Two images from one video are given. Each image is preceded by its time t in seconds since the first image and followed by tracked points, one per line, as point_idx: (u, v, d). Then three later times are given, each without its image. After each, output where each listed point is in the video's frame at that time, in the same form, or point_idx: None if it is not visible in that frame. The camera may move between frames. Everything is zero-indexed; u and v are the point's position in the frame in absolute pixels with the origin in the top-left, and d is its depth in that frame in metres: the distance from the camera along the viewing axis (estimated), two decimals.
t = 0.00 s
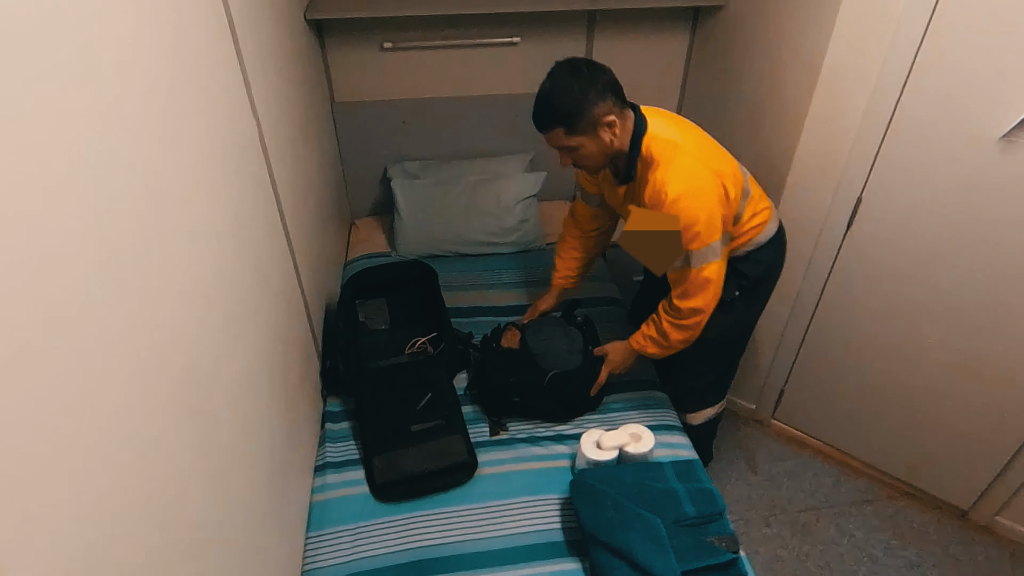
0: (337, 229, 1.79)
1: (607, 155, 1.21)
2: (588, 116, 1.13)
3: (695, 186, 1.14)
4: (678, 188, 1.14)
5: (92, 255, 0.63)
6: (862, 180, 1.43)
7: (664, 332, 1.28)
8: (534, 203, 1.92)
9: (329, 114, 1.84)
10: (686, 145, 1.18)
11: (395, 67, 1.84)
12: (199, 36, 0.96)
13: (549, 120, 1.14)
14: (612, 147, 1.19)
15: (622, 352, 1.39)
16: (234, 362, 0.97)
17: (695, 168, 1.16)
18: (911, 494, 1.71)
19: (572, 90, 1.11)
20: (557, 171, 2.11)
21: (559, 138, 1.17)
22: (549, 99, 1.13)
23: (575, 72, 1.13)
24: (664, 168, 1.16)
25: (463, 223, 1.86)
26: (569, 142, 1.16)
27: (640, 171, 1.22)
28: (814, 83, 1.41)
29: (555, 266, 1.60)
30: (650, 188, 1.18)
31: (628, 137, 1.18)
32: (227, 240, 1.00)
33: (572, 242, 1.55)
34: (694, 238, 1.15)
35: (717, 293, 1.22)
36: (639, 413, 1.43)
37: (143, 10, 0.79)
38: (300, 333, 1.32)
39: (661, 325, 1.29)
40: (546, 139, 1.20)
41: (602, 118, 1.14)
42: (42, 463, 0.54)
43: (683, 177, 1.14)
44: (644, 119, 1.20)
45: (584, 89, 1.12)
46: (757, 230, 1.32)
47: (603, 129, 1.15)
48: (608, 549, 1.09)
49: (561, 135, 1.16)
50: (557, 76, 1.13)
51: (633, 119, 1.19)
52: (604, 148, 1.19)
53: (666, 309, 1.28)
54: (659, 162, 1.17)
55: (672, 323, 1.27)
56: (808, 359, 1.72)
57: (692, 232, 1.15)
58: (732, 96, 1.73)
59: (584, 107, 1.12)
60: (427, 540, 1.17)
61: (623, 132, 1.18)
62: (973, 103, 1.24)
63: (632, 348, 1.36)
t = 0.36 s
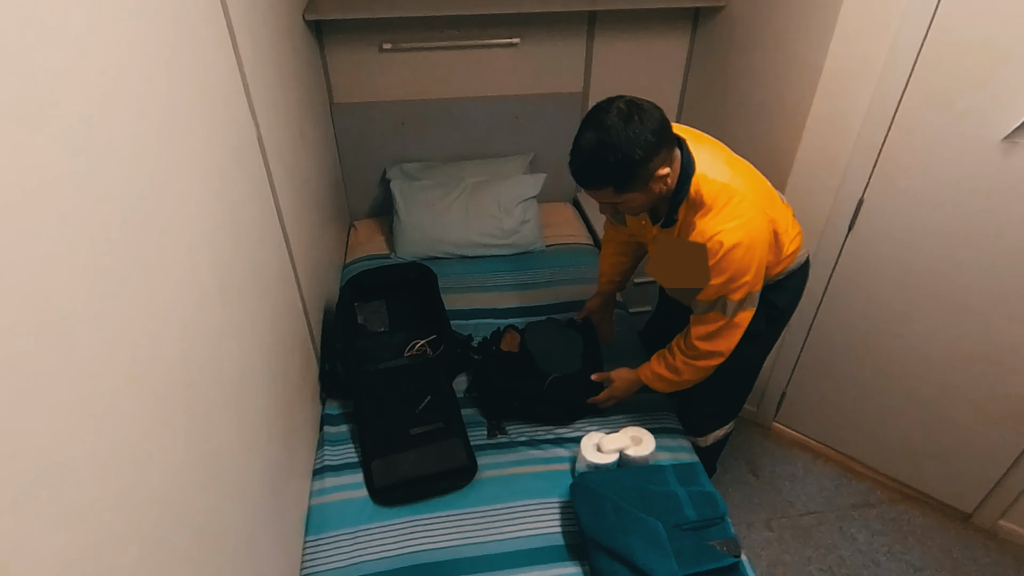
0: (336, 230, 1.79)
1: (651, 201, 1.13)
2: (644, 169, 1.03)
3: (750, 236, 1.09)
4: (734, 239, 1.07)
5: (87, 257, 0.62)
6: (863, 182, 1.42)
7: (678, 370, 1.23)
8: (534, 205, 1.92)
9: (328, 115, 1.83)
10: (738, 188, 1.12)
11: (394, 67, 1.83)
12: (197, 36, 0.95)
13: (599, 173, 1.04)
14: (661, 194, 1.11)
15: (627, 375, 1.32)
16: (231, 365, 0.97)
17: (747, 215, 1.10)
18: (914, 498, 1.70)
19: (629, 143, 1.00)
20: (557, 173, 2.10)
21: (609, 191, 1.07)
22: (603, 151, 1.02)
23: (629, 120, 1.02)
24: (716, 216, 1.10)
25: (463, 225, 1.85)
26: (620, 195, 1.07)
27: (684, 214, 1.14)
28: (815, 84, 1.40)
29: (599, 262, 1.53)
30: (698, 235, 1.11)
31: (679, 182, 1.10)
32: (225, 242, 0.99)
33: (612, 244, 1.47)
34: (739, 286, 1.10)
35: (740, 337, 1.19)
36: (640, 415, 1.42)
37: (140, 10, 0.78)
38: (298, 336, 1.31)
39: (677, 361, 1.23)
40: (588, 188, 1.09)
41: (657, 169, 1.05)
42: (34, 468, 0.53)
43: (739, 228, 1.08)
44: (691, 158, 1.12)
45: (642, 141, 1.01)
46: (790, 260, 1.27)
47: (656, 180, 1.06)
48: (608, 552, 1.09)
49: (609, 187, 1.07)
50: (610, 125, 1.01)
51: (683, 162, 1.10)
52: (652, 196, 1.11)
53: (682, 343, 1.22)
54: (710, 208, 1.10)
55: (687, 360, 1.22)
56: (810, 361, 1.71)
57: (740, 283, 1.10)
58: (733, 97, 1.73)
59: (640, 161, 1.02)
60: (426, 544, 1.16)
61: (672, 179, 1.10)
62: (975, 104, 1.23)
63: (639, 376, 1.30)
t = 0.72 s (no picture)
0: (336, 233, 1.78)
1: (650, 197, 1.12)
2: (643, 165, 1.02)
3: (751, 235, 1.08)
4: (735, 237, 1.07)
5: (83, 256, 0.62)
6: (865, 183, 1.42)
7: (672, 371, 1.22)
8: (534, 206, 1.91)
9: (327, 116, 1.83)
10: (741, 187, 1.11)
11: (394, 69, 1.83)
12: (194, 36, 0.94)
13: (597, 167, 1.03)
14: (660, 191, 1.10)
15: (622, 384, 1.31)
16: (229, 368, 0.96)
17: (749, 214, 1.09)
18: (916, 501, 1.69)
19: (628, 139, 0.99)
20: (557, 175, 2.09)
21: (605, 185, 1.07)
22: (601, 145, 1.01)
23: (629, 115, 1.00)
24: (717, 213, 1.09)
25: (463, 227, 1.84)
26: (616, 189, 1.07)
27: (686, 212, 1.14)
28: (815, 85, 1.40)
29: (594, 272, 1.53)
30: (699, 233, 1.10)
31: (680, 180, 1.09)
32: (223, 244, 0.99)
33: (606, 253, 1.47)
34: (738, 284, 1.09)
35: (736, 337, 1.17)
36: (641, 419, 1.41)
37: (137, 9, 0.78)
38: (297, 338, 1.30)
39: (670, 362, 1.22)
40: (586, 182, 1.09)
41: (656, 165, 1.04)
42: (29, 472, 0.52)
43: (741, 226, 1.07)
44: (693, 156, 1.11)
45: (641, 137, 1.00)
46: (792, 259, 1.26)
47: (655, 176, 1.05)
48: (609, 557, 1.08)
49: (607, 181, 1.06)
50: (610, 119, 1.00)
51: (684, 160, 1.09)
52: (652, 192, 1.10)
53: (676, 346, 1.21)
54: (712, 205, 1.09)
55: (681, 363, 1.20)
56: (811, 364, 1.70)
57: (739, 281, 1.09)
58: (733, 98, 1.72)
59: (638, 157, 1.01)
60: (425, 548, 1.15)
61: (672, 176, 1.09)
62: (977, 104, 1.22)
63: (633, 384, 1.29)
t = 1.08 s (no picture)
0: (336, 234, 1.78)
1: (622, 181, 1.16)
2: (601, 144, 1.08)
3: (716, 216, 1.07)
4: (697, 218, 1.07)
5: (82, 257, 0.62)
6: (866, 184, 1.41)
7: (665, 365, 1.21)
8: (533, 207, 1.90)
9: (327, 117, 1.83)
10: (709, 170, 1.11)
11: (394, 70, 1.83)
12: (193, 36, 0.94)
13: (559, 149, 1.10)
14: (629, 173, 1.14)
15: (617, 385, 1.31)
16: (227, 370, 0.96)
17: (716, 196, 1.08)
18: (916, 502, 1.69)
19: (581, 119, 1.06)
20: (558, 176, 2.09)
21: (571, 166, 1.13)
22: (560, 127, 1.08)
23: (586, 99, 1.07)
24: (685, 196, 1.10)
25: (463, 228, 1.84)
26: (580, 170, 1.12)
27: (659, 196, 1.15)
28: (816, 86, 1.40)
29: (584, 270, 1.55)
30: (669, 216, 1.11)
31: (644, 163, 1.13)
32: (222, 245, 0.99)
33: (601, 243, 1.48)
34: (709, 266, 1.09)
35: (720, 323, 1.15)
36: (642, 420, 1.41)
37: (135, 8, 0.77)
38: (297, 341, 1.30)
39: (661, 356, 1.21)
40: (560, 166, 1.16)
41: (616, 145, 1.09)
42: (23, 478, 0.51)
43: (703, 206, 1.07)
44: (665, 142, 1.14)
45: (595, 118, 1.06)
46: (785, 247, 1.27)
47: (617, 156, 1.10)
48: (610, 559, 1.07)
49: (572, 162, 1.12)
50: (569, 103, 1.08)
51: (651, 143, 1.12)
52: (620, 174, 1.14)
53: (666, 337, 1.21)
54: (680, 189, 1.10)
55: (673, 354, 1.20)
56: (812, 365, 1.70)
57: (707, 264, 1.09)
58: (734, 100, 1.72)
59: (595, 135, 1.07)
60: (424, 550, 1.15)
61: (639, 158, 1.13)
62: (979, 105, 1.22)
63: (628, 384, 1.28)
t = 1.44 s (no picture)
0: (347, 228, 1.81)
1: (653, 202, 1.12)
2: (650, 169, 1.03)
3: (741, 236, 1.11)
4: (724, 239, 1.10)
5: (103, 246, 0.65)
6: (869, 183, 1.44)
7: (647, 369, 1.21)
8: (542, 204, 1.94)
9: (340, 114, 1.86)
10: (731, 189, 1.14)
11: (406, 69, 1.85)
12: (213, 36, 0.97)
13: (607, 175, 1.03)
14: (663, 195, 1.11)
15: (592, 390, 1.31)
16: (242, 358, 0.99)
17: (740, 216, 1.12)
18: (913, 496, 1.71)
19: (637, 145, 1.00)
20: (565, 173, 2.12)
21: (610, 192, 1.07)
22: (612, 153, 1.01)
23: (634, 123, 1.02)
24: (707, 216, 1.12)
25: (472, 223, 1.87)
26: (622, 195, 1.07)
27: (680, 214, 1.16)
28: (821, 86, 1.42)
29: (541, 273, 1.45)
30: (691, 236, 1.13)
31: (677, 183, 1.11)
32: (239, 238, 1.02)
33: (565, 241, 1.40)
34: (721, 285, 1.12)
35: (716, 331, 1.17)
36: (645, 413, 1.43)
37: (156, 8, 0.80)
38: (309, 332, 1.33)
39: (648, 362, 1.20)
40: (595, 192, 1.09)
41: (663, 168, 1.05)
42: (48, 454, 0.54)
43: (730, 228, 1.11)
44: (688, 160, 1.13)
45: (649, 143, 1.01)
46: (785, 248, 1.29)
47: (661, 180, 1.06)
48: (612, 547, 1.10)
49: (616, 189, 1.06)
50: (617, 127, 1.01)
51: (682, 164, 1.11)
52: (656, 197, 1.11)
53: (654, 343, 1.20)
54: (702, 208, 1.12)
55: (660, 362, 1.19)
56: (813, 361, 1.72)
57: (721, 283, 1.11)
58: (740, 99, 1.74)
59: (646, 161, 1.02)
60: (432, 536, 1.18)
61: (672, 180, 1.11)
62: (982, 106, 1.24)
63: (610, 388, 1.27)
